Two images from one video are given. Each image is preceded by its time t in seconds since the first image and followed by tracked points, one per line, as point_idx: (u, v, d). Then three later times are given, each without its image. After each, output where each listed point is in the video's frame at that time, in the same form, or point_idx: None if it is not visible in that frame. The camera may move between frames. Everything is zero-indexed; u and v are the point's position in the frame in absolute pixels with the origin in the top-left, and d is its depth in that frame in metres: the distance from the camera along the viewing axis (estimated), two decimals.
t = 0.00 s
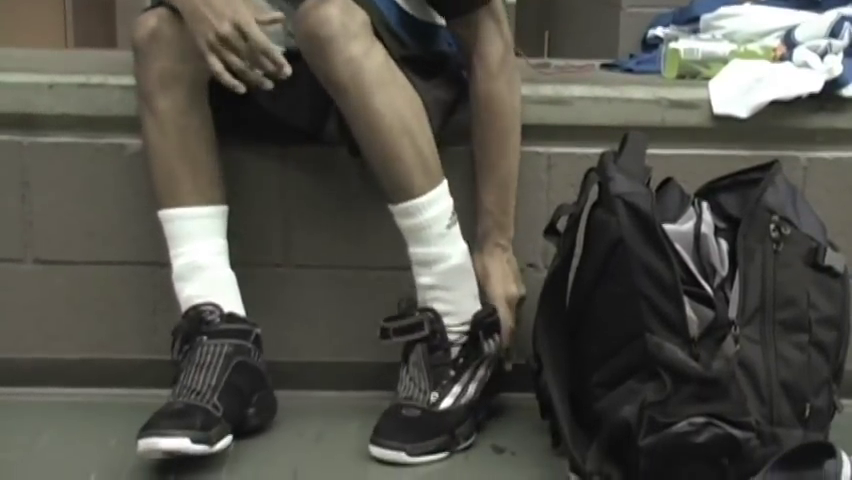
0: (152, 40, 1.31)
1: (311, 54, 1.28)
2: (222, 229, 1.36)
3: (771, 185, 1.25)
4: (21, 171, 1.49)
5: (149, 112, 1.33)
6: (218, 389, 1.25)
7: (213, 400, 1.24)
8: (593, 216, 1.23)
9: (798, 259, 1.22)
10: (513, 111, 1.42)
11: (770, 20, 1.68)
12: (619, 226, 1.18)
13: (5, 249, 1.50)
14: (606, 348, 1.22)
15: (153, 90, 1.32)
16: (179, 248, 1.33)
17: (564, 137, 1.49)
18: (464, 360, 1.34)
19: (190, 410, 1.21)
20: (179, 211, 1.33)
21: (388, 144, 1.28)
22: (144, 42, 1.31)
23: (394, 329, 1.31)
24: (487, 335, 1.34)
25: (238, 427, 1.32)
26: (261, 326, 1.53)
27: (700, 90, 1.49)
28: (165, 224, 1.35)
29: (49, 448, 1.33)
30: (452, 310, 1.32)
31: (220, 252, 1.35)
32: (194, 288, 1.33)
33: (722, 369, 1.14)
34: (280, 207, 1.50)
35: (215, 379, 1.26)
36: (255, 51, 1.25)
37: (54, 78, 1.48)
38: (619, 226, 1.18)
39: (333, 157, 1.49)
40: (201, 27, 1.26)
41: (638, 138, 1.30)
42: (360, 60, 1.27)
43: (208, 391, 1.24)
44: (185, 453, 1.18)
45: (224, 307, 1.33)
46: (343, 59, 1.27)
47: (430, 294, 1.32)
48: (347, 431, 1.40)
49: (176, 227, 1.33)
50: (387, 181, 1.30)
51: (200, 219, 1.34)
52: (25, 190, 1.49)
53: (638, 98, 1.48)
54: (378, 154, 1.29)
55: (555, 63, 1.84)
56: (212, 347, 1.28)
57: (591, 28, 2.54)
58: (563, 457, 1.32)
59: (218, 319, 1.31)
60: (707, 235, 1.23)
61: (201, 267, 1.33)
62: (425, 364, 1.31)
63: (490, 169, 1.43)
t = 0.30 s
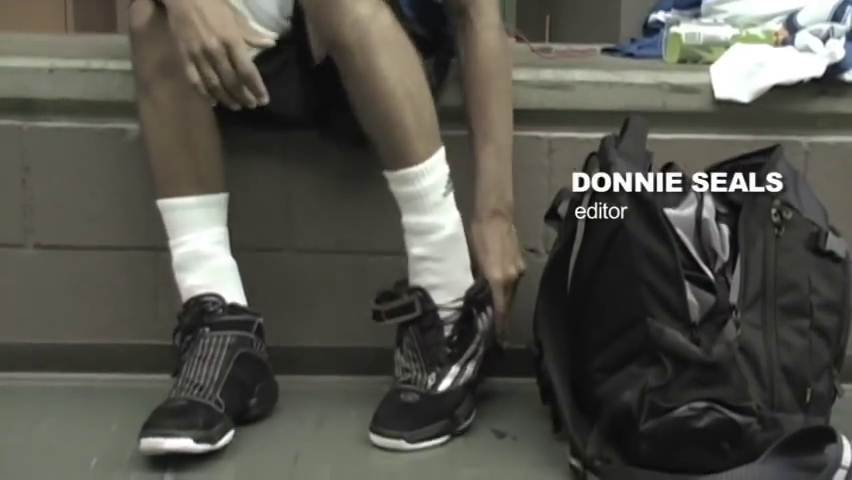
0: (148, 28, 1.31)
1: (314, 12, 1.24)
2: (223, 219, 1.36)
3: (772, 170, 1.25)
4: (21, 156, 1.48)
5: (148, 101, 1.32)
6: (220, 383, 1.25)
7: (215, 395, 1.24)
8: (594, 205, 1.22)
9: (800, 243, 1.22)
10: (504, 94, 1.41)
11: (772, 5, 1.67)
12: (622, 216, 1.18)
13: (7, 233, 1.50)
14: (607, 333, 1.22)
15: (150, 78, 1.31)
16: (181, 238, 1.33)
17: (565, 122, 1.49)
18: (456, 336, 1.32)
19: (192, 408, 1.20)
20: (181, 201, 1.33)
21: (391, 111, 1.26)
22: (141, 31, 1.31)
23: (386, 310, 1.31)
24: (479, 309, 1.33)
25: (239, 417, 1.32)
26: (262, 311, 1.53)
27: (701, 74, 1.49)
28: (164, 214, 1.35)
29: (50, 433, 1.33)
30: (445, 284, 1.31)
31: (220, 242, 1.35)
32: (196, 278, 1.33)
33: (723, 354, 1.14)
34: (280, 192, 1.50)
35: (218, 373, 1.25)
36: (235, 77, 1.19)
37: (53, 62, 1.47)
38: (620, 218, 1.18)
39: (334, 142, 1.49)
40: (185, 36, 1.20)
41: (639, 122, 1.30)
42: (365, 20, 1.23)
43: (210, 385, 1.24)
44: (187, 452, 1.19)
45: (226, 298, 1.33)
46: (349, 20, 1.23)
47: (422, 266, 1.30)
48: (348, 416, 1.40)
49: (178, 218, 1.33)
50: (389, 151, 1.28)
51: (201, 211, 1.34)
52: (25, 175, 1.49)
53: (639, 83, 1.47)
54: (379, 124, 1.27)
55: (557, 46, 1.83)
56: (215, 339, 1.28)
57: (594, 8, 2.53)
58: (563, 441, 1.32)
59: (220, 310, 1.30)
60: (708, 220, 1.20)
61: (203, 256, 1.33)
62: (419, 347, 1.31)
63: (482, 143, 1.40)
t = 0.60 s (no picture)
0: (156, 10, 1.30)
1: None
2: (224, 200, 1.36)
3: (775, 155, 1.24)
4: (22, 141, 1.48)
5: (154, 86, 1.33)
6: (211, 360, 1.24)
7: (205, 371, 1.23)
8: (594, 205, 1.21)
9: (803, 229, 1.21)
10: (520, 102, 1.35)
11: None
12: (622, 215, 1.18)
13: (7, 219, 1.50)
14: (610, 318, 1.22)
15: (157, 60, 1.31)
16: (180, 218, 1.34)
17: (568, 107, 1.49)
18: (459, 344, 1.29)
19: (180, 381, 1.19)
20: (177, 183, 1.34)
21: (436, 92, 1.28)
22: (148, 12, 1.30)
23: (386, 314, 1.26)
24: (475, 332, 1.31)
25: (236, 398, 1.32)
26: (264, 297, 1.53)
27: (703, 59, 1.49)
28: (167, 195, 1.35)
29: (52, 418, 1.33)
30: (448, 283, 1.29)
31: (220, 222, 1.35)
32: (196, 259, 1.33)
33: (726, 340, 1.14)
34: (283, 177, 1.50)
35: (209, 350, 1.25)
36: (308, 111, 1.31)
37: (54, 48, 1.47)
38: (620, 217, 1.18)
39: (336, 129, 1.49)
40: (264, 78, 1.30)
41: (641, 107, 1.29)
42: None
43: (200, 361, 1.23)
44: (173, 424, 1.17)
45: (224, 278, 1.33)
46: None
47: (423, 264, 1.30)
48: (350, 402, 1.40)
49: (176, 197, 1.34)
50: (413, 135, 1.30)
51: (195, 190, 1.34)
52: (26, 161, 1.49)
53: (641, 68, 1.47)
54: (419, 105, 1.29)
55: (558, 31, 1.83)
56: (209, 317, 1.28)
57: None
58: (565, 427, 1.32)
59: (217, 290, 1.31)
60: (711, 205, 1.20)
61: (200, 237, 1.33)
62: (430, 358, 1.23)
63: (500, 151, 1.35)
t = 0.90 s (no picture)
0: None
1: None
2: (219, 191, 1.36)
3: (775, 144, 1.24)
4: (22, 130, 1.48)
5: (140, 76, 1.32)
6: (199, 354, 1.25)
7: (193, 365, 1.24)
8: (594, 205, 1.23)
9: (803, 218, 1.21)
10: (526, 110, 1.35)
11: None
12: (622, 215, 1.18)
13: (8, 208, 1.50)
14: (610, 307, 1.22)
15: (143, 51, 1.30)
16: (174, 210, 1.34)
17: (568, 96, 1.49)
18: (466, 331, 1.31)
19: (166, 377, 1.20)
20: (169, 174, 1.33)
21: (446, 76, 1.27)
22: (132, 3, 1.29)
23: (407, 313, 1.25)
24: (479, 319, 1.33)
25: (231, 388, 1.33)
26: (264, 286, 1.53)
27: (704, 48, 1.49)
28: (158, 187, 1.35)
29: (53, 407, 1.33)
30: (456, 273, 1.29)
31: (214, 213, 1.35)
32: (190, 250, 1.34)
33: (726, 329, 1.14)
34: (284, 167, 1.50)
35: (198, 345, 1.26)
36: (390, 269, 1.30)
37: (54, 37, 1.47)
38: (620, 217, 1.19)
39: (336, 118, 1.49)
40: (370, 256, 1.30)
41: (641, 96, 1.29)
42: None
43: (189, 356, 1.24)
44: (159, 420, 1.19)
45: (217, 271, 1.34)
46: None
47: (431, 254, 1.29)
48: (351, 391, 1.40)
49: (169, 189, 1.33)
50: (422, 116, 1.28)
51: (187, 181, 1.33)
52: (26, 150, 1.49)
53: (642, 57, 1.47)
54: (427, 87, 1.27)
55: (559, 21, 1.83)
56: (200, 310, 1.29)
57: None
58: (565, 416, 1.32)
59: (209, 281, 1.32)
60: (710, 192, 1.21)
61: (195, 229, 1.33)
62: (444, 347, 1.25)
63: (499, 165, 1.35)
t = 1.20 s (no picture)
0: None
1: None
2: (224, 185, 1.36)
3: (776, 134, 1.24)
4: (22, 120, 1.48)
5: (148, 67, 1.31)
6: (204, 351, 1.25)
7: (197, 361, 1.24)
8: (594, 205, 1.22)
9: (803, 209, 1.20)
10: (542, 122, 1.37)
11: None
12: (622, 214, 1.18)
13: (8, 198, 1.50)
14: (609, 297, 1.22)
15: (150, 41, 1.29)
16: (177, 203, 1.33)
17: (569, 87, 1.48)
18: (466, 322, 1.30)
19: (170, 374, 1.21)
20: (174, 167, 1.33)
21: (450, 70, 1.25)
22: None
23: (416, 293, 1.25)
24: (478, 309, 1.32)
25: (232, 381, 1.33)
26: (265, 277, 1.53)
27: (705, 39, 1.49)
28: (163, 179, 1.34)
29: (53, 398, 1.33)
30: (455, 266, 1.29)
31: (218, 206, 1.35)
32: (193, 243, 1.34)
33: (727, 319, 1.14)
34: (284, 158, 1.50)
35: (203, 341, 1.26)
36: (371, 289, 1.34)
37: (54, 27, 1.47)
38: (620, 217, 1.19)
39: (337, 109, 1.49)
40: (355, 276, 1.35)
41: (641, 87, 1.29)
42: None
43: (193, 353, 1.25)
44: (163, 417, 1.19)
45: (221, 265, 1.33)
46: None
47: (432, 246, 1.29)
48: (351, 382, 1.40)
49: (172, 182, 1.33)
50: (425, 110, 1.26)
51: (190, 174, 1.33)
52: (26, 140, 1.48)
53: (643, 48, 1.47)
54: (431, 79, 1.25)
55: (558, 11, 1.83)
56: (207, 304, 1.30)
57: None
58: (566, 407, 1.32)
59: (215, 276, 1.32)
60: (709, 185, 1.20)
61: (198, 222, 1.33)
62: (443, 338, 1.25)
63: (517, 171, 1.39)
